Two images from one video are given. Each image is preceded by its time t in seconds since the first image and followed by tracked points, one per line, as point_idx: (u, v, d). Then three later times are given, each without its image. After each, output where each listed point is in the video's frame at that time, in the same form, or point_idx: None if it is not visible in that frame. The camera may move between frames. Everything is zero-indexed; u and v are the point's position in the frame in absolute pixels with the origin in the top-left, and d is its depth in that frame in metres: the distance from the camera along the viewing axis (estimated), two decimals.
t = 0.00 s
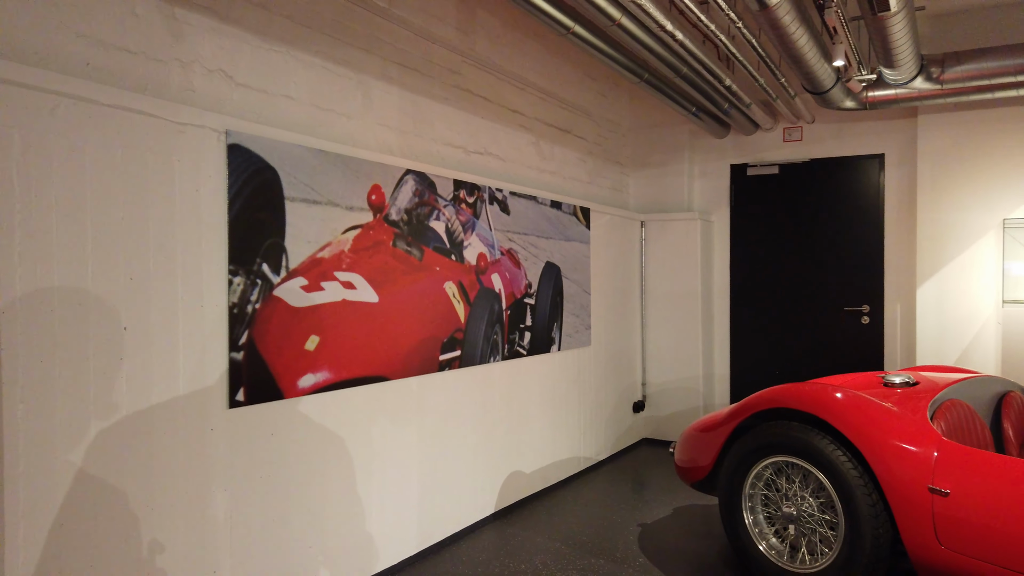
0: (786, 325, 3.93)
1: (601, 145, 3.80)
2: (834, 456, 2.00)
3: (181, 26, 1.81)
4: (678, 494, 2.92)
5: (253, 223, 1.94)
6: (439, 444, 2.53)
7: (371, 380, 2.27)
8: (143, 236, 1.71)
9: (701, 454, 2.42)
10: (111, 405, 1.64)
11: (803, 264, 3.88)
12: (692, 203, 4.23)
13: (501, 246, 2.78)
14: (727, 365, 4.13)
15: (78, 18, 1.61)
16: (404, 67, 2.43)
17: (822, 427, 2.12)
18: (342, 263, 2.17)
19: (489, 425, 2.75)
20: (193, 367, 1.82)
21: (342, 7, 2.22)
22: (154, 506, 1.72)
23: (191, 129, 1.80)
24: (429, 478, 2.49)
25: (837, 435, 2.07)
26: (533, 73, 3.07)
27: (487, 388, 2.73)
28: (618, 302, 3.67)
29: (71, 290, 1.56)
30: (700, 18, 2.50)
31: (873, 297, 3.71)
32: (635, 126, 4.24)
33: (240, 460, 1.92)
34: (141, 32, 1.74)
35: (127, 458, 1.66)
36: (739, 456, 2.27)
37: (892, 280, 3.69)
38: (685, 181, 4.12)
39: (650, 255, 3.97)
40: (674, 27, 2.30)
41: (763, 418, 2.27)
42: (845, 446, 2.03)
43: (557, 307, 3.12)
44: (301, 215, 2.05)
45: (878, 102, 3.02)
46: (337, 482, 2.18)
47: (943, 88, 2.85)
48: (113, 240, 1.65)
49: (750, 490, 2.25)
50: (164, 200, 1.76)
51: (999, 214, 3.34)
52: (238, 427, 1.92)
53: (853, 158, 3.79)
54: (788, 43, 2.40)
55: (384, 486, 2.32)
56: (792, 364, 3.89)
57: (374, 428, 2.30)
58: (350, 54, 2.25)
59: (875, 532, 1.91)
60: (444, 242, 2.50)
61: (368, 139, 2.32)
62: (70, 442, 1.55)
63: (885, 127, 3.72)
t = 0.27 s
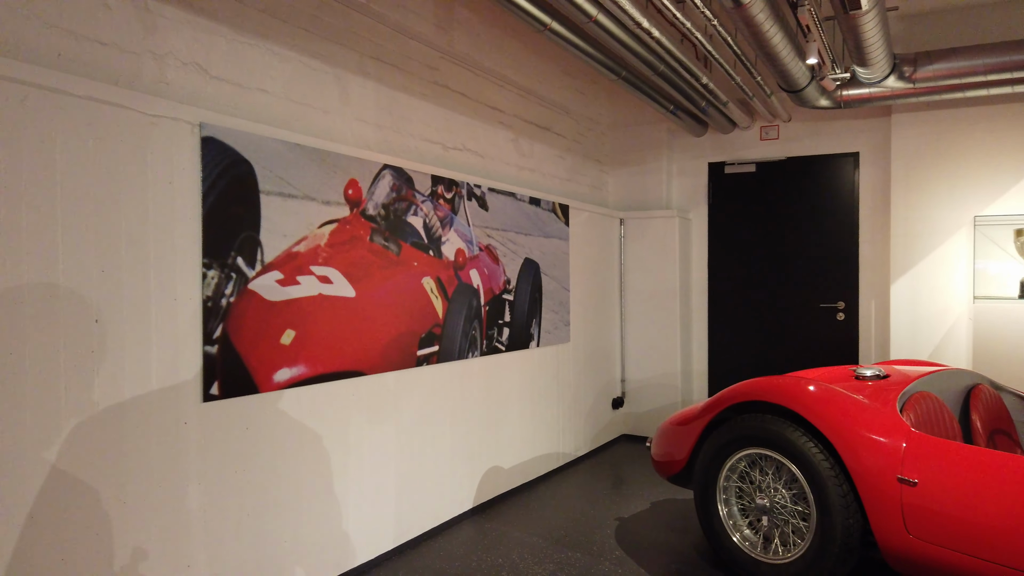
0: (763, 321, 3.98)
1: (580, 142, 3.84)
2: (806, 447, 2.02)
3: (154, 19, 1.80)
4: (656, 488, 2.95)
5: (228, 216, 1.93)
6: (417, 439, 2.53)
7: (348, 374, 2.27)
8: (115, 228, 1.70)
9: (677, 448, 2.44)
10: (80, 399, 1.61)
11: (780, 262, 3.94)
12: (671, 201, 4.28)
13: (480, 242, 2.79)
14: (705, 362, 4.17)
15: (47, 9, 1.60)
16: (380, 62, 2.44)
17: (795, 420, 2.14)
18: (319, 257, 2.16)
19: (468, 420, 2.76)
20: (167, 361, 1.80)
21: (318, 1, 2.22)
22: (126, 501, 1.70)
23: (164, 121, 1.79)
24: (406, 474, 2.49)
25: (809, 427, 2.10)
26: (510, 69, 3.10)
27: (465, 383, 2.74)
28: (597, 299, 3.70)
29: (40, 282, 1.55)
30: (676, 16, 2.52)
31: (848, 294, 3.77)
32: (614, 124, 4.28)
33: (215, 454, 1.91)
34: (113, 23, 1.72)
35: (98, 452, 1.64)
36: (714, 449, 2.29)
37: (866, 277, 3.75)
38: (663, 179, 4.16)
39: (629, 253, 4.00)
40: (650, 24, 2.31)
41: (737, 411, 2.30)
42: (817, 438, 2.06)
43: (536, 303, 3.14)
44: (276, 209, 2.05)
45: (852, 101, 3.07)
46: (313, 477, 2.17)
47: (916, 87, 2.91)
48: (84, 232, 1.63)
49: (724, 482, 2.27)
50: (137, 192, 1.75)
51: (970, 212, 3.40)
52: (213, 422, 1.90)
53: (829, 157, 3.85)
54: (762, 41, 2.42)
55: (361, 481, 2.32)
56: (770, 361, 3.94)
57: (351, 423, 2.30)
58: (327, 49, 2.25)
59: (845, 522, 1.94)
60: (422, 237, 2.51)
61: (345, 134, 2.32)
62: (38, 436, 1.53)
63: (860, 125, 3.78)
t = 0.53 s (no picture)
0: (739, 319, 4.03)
1: (558, 140, 3.89)
2: (777, 440, 2.05)
3: (125, 11, 1.78)
4: (631, 483, 2.97)
5: (200, 209, 1.91)
6: (393, 435, 2.53)
7: (322, 369, 2.26)
8: (83, 221, 1.68)
9: (651, 442, 2.46)
10: (46, 394, 1.59)
11: (756, 260, 3.99)
12: (647, 199, 4.31)
13: (456, 238, 2.81)
14: (681, 358, 4.22)
15: None
16: (355, 57, 2.45)
17: (766, 413, 2.17)
18: (292, 252, 2.16)
19: (445, 416, 2.76)
20: (137, 356, 1.78)
21: None
22: (95, 498, 1.67)
23: (134, 113, 1.77)
24: (382, 469, 2.49)
25: (781, 420, 2.12)
26: (487, 66, 3.13)
27: (441, 379, 2.75)
28: (574, 295, 3.73)
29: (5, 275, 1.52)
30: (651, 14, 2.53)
31: (821, 291, 3.82)
32: (591, 122, 4.31)
33: (187, 450, 1.88)
34: (82, 15, 1.70)
35: (65, 448, 1.62)
36: (687, 443, 2.31)
37: (840, 274, 3.81)
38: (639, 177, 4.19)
39: (606, 250, 4.03)
40: (625, 22, 2.32)
41: (710, 404, 2.32)
42: (788, 431, 2.08)
43: (513, 300, 3.17)
44: (249, 202, 2.03)
45: (826, 100, 3.13)
46: (286, 474, 2.16)
47: (887, 86, 2.96)
48: (51, 225, 1.61)
49: (697, 475, 2.29)
50: (106, 184, 1.72)
51: (940, 210, 3.46)
52: (184, 417, 1.88)
53: (803, 156, 3.90)
54: (735, 38, 2.44)
55: (335, 477, 2.32)
56: (746, 358, 3.99)
57: (325, 419, 2.29)
58: (301, 43, 2.25)
59: (815, 513, 1.97)
60: (397, 233, 2.52)
61: (320, 128, 2.32)
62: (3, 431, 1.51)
63: (834, 124, 3.83)
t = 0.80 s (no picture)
0: (714, 316, 4.09)
1: (536, 138, 3.97)
2: (747, 432, 2.07)
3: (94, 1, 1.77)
4: (607, 478, 3.00)
5: (170, 202, 1.89)
6: (369, 430, 2.54)
7: (296, 364, 2.26)
8: (51, 212, 1.65)
9: (626, 435, 2.48)
10: (11, 388, 1.56)
11: (730, 258, 4.06)
12: (624, 197, 4.36)
13: (432, 234, 2.83)
14: (657, 355, 4.27)
15: None
16: (331, 52, 2.46)
17: (738, 405, 2.20)
18: (266, 246, 2.15)
19: (421, 411, 2.77)
20: (107, 349, 1.76)
21: None
22: (63, 492, 1.65)
23: (103, 104, 1.75)
24: (357, 465, 2.48)
25: (752, 412, 2.15)
26: (464, 63, 3.18)
27: (418, 374, 2.76)
28: (551, 291, 3.78)
29: None
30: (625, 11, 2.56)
31: (794, 288, 3.89)
32: (568, 120, 4.34)
33: (158, 444, 1.86)
34: (50, 4, 1.68)
35: (31, 443, 1.60)
36: (660, 435, 2.33)
37: (812, 271, 3.88)
38: (616, 175, 4.24)
39: (584, 247, 4.08)
40: (599, 19, 2.34)
41: (683, 397, 2.35)
42: (759, 423, 2.11)
43: (490, 296, 3.20)
44: (221, 195, 2.02)
45: (799, 98, 3.20)
46: (260, 469, 2.14)
47: (857, 84, 3.03)
48: (18, 216, 1.59)
49: (670, 467, 2.31)
50: (74, 176, 1.70)
51: (910, 207, 3.52)
52: (155, 411, 1.86)
53: (777, 154, 3.97)
54: (707, 35, 2.47)
55: (310, 471, 2.31)
56: (721, 354, 4.05)
57: (299, 413, 2.28)
58: (275, 37, 2.25)
59: (784, 504, 1.99)
60: (373, 228, 2.53)
61: (294, 123, 2.32)
62: None
63: (807, 123, 3.89)
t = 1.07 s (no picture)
0: (687, 313, 4.17)
1: (510, 135, 4.02)
2: (715, 424, 2.09)
3: None
4: (579, 472, 3.04)
5: (137, 194, 1.87)
6: (341, 426, 2.54)
7: (266, 359, 2.25)
8: (14, 204, 1.62)
9: (597, 429, 2.50)
10: None
11: (702, 255, 4.13)
12: (598, 194, 4.42)
13: (405, 229, 2.86)
14: (631, 352, 4.34)
15: None
16: (302, 46, 2.47)
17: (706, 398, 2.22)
18: (235, 240, 2.13)
19: (394, 406, 2.79)
20: (72, 343, 1.73)
21: None
22: (28, 489, 1.62)
23: (68, 95, 1.72)
24: (329, 460, 2.49)
25: (721, 405, 2.17)
26: (437, 59, 3.21)
27: (391, 369, 2.78)
28: (525, 287, 3.83)
29: None
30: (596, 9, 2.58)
31: (764, 285, 3.98)
32: (542, 117, 4.39)
33: (126, 440, 1.84)
34: None
35: None
36: (630, 429, 2.34)
37: (781, 269, 3.96)
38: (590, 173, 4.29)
39: (558, 244, 4.13)
40: (570, 16, 2.36)
41: (652, 391, 2.37)
42: (726, 415, 2.14)
43: (463, 292, 3.24)
44: (190, 189, 2.00)
45: (770, 97, 3.26)
46: (231, 466, 2.13)
47: (825, 83, 3.10)
48: None
49: (640, 460, 2.33)
50: (37, 167, 1.67)
51: (876, 205, 3.61)
52: (122, 405, 1.83)
53: (747, 153, 4.04)
54: (677, 33, 2.50)
55: (281, 467, 2.30)
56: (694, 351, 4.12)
57: (271, 409, 2.27)
58: (245, 31, 2.25)
59: (751, 495, 2.01)
60: (344, 223, 2.53)
61: (265, 117, 2.33)
62: None
63: (776, 121, 3.97)
